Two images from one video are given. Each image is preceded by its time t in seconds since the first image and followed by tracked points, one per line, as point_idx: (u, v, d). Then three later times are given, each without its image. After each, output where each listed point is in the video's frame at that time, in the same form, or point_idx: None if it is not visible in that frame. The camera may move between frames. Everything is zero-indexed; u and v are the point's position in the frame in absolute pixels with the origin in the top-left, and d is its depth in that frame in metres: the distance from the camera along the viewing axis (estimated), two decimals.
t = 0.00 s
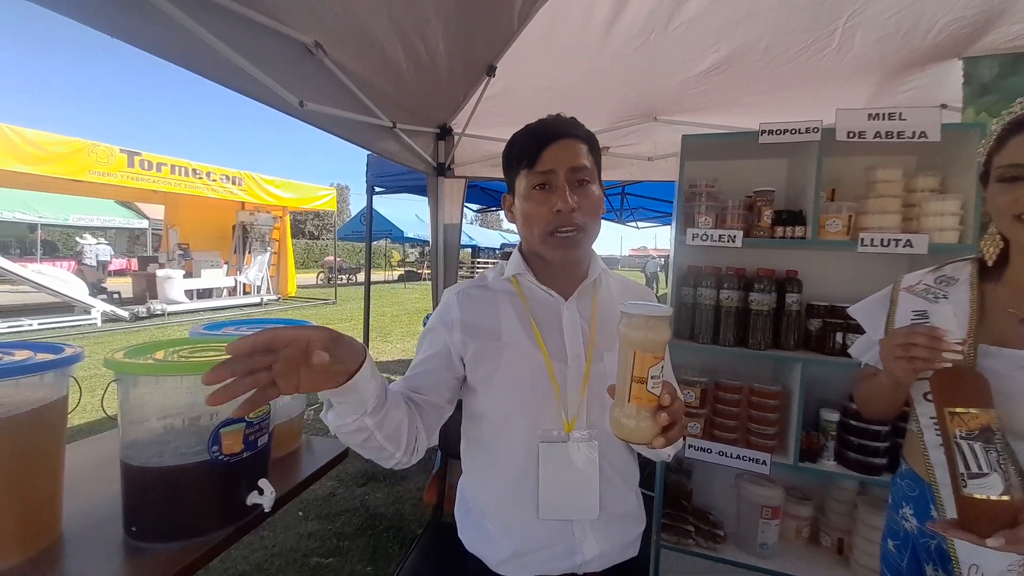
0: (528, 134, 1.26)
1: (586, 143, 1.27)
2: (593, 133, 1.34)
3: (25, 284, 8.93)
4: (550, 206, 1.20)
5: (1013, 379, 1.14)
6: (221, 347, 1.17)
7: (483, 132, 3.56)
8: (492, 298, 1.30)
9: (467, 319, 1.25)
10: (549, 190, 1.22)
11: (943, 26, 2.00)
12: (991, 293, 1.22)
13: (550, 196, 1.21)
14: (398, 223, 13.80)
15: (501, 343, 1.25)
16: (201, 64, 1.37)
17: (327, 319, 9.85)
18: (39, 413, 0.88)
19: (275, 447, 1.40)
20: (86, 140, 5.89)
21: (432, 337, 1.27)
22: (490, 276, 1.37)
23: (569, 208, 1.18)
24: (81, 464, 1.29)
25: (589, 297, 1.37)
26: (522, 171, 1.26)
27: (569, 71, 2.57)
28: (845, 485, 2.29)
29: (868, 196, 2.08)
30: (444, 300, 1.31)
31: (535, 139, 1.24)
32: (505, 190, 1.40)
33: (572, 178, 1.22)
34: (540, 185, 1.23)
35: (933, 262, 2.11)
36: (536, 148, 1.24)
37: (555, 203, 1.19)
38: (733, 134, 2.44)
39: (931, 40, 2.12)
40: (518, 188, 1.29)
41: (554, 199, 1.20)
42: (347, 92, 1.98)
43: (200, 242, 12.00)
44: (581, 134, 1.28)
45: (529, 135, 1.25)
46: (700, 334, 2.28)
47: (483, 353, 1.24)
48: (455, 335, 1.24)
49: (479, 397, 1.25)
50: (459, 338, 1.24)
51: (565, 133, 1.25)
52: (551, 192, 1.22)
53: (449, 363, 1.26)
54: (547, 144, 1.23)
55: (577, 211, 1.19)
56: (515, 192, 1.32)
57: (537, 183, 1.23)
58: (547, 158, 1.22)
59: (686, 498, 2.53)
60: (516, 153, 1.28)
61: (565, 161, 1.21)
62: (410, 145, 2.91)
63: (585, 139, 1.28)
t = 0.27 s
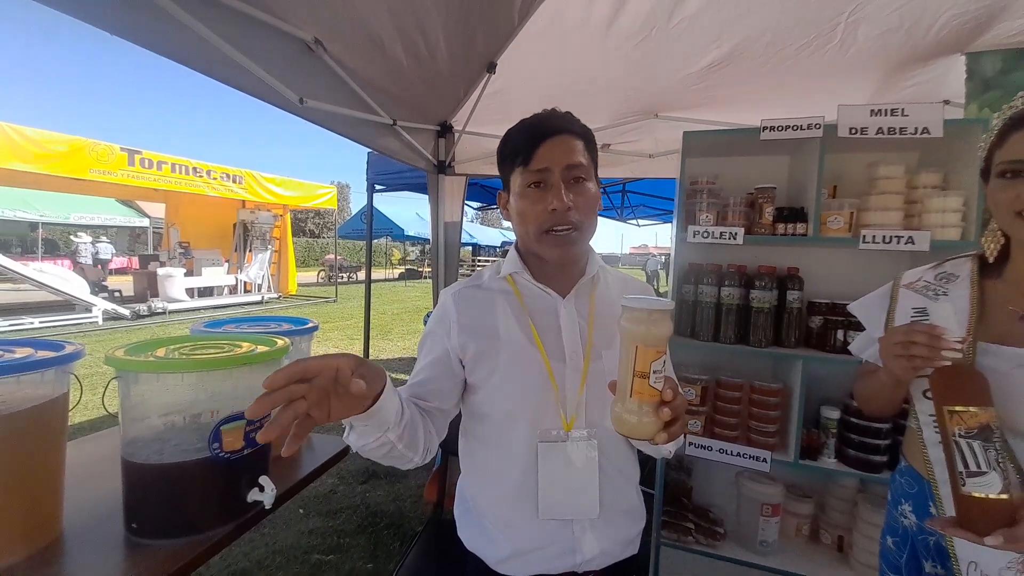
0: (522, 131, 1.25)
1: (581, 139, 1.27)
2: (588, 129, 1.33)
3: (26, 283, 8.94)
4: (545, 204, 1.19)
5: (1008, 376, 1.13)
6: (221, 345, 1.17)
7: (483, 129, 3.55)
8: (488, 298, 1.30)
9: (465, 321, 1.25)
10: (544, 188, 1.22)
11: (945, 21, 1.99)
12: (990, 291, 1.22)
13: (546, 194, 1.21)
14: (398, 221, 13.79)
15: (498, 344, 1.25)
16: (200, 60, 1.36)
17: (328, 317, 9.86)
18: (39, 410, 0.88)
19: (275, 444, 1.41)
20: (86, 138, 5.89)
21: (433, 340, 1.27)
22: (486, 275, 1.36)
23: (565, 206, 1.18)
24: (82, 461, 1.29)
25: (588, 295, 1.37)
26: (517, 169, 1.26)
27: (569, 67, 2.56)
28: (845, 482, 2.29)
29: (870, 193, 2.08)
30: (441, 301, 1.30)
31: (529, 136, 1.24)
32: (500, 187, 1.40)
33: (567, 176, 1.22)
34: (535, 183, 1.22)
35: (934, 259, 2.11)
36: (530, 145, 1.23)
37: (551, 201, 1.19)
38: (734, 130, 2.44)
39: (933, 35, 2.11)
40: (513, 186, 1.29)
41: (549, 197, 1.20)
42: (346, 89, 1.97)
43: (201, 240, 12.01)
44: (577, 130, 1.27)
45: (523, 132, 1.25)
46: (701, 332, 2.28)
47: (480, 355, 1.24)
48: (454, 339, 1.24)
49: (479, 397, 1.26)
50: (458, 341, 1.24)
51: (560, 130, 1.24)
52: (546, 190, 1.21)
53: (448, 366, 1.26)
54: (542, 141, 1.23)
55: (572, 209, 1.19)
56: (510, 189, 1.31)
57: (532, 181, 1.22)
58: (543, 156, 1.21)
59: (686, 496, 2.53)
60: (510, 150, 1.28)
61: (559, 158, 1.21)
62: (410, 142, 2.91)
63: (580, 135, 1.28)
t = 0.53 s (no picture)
0: (511, 127, 1.25)
1: (571, 134, 1.26)
2: (578, 124, 1.32)
3: (24, 280, 8.91)
4: (536, 201, 1.19)
5: (1007, 377, 1.14)
6: (218, 343, 1.16)
7: (482, 127, 3.54)
8: (482, 300, 1.29)
9: (459, 324, 1.24)
10: (534, 185, 1.21)
11: (945, 21, 1.99)
12: (986, 291, 1.22)
13: (536, 191, 1.20)
14: (397, 220, 13.78)
15: (492, 346, 1.24)
16: (197, 56, 1.35)
17: (327, 315, 9.85)
18: (36, 407, 0.87)
19: (272, 444, 1.40)
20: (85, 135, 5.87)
21: (429, 343, 1.27)
22: (478, 276, 1.35)
23: (555, 202, 1.17)
24: (78, 459, 1.28)
25: (582, 294, 1.37)
26: (506, 166, 1.25)
27: (569, 66, 2.55)
28: (842, 482, 2.30)
29: (869, 193, 2.08)
30: (435, 305, 1.30)
31: (518, 132, 1.23)
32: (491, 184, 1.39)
33: (557, 172, 1.22)
34: (525, 180, 1.22)
35: (933, 259, 2.11)
36: (520, 142, 1.23)
37: (540, 198, 1.19)
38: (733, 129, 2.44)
39: (933, 36, 2.11)
40: (502, 183, 1.29)
41: (539, 194, 1.19)
42: (346, 86, 1.97)
43: (199, 238, 11.97)
44: (566, 125, 1.27)
45: (512, 128, 1.24)
46: (699, 331, 2.28)
47: (474, 357, 1.23)
48: (449, 342, 1.24)
49: (474, 401, 1.26)
50: (453, 344, 1.23)
51: (549, 125, 1.24)
52: (536, 187, 1.21)
53: (443, 368, 1.25)
54: (531, 137, 1.22)
55: (563, 205, 1.18)
56: (500, 187, 1.31)
57: (521, 177, 1.22)
58: (532, 152, 1.21)
59: (684, 495, 2.53)
60: (499, 147, 1.27)
61: (549, 154, 1.20)
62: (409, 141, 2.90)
63: (570, 130, 1.27)
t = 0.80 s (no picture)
0: (511, 127, 1.25)
1: (570, 134, 1.26)
2: (578, 124, 1.33)
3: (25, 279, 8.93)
4: (535, 201, 1.19)
5: (1005, 378, 1.13)
6: (219, 342, 1.16)
7: (483, 127, 3.54)
8: (482, 300, 1.30)
9: (462, 324, 1.24)
10: (533, 185, 1.21)
11: (946, 22, 1.99)
12: (984, 291, 1.22)
13: (535, 192, 1.20)
14: (398, 220, 13.78)
15: (493, 346, 1.24)
16: (198, 55, 1.35)
17: (327, 315, 9.86)
18: (36, 407, 0.87)
19: (272, 443, 1.40)
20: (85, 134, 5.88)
21: (431, 343, 1.27)
22: (479, 276, 1.36)
23: (554, 202, 1.18)
24: (79, 458, 1.29)
25: (582, 294, 1.37)
26: (506, 166, 1.25)
27: (569, 66, 2.55)
28: (842, 482, 2.30)
29: (869, 193, 2.08)
30: (435, 303, 1.30)
31: (517, 132, 1.23)
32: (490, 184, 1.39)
33: (556, 172, 1.22)
34: (524, 180, 1.22)
35: (933, 260, 2.11)
36: (519, 142, 1.23)
37: (540, 198, 1.19)
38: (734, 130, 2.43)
39: (934, 36, 2.11)
40: (502, 183, 1.29)
41: (538, 194, 1.19)
42: (347, 86, 1.97)
43: (200, 237, 11.98)
44: (566, 125, 1.27)
45: (511, 128, 1.25)
46: (699, 332, 2.28)
47: (476, 357, 1.23)
48: (453, 343, 1.24)
49: (474, 400, 1.26)
50: (456, 345, 1.23)
51: (548, 125, 1.24)
52: (535, 187, 1.21)
53: (445, 369, 1.25)
54: (531, 137, 1.22)
55: (562, 205, 1.19)
56: (499, 186, 1.31)
57: (521, 177, 1.22)
58: (531, 151, 1.21)
59: (683, 495, 2.54)
60: (498, 147, 1.27)
61: (548, 154, 1.21)
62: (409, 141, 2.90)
63: (569, 129, 1.27)
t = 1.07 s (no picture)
0: (519, 125, 1.25)
1: (577, 134, 1.26)
2: (584, 124, 1.33)
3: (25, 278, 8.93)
4: (542, 198, 1.19)
5: (1006, 378, 1.13)
6: (220, 341, 1.17)
7: (483, 126, 3.54)
8: (484, 297, 1.29)
9: (464, 320, 1.24)
10: (540, 183, 1.21)
11: (947, 22, 1.99)
12: (983, 291, 1.22)
13: (542, 189, 1.20)
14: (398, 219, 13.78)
15: (494, 342, 1.24)
16: (198, 53, 1.35)
17: (327, 314, 9.86)
18: (36, 405, 0.87)
19: (272, 442, 1.41)
20: (85, 133, 5.88)
21: (433, 338, 1.27)
22: (481, 273, 1.36)
23: (561, 200, 1.18)
24: (79, 456, 1.29)
25: (583, 293, 1.37)
26: (513, 163, 1.25)
27: (569, 65, 2.55)
28: (841, 482, 2.30)
29: (869, 193, 2.07)
30: (437, 300, 1.30)
31: (525, 130, 1.23)
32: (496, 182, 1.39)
33: (564, 171, 1.22)
34: (532, 177, 1.22)
35: (933, 260, 2.11)
36: (527, 140, 1.23)
37: (547, 196, 1.19)
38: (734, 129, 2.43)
39: (934, 36, 2.11)
40: (508, 181, 1.29)
41: (545, 191, 1.19)
42: (347, 85, 1.97)
43: (200, 236, 11.99)
44: (573, 125, 1.27)
45: (519, 126, 1.25)
46: (699, 331, 2.28)
47: (477, 353, 1.23)
48: (455, 338, 1.24)
49: (474, 396, 1.26)
50: (458, 340, 1.23)
51: (556, 125, 1.24)
52: (542, 185, 1.21)
53: (446, 364, 1.26)
54: (538, 135, 1.22)
55: (569, 204, 1.19)
56: (505, 184, 1.30)
57: (528, 175, 1.22)
58: (540, 149, 1.21)
59: (683, 495, 2.54)
60: (505, 145, 1.27)
61: (556, 152, 1.21)
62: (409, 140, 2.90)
63: (576, 129, 1.28)
